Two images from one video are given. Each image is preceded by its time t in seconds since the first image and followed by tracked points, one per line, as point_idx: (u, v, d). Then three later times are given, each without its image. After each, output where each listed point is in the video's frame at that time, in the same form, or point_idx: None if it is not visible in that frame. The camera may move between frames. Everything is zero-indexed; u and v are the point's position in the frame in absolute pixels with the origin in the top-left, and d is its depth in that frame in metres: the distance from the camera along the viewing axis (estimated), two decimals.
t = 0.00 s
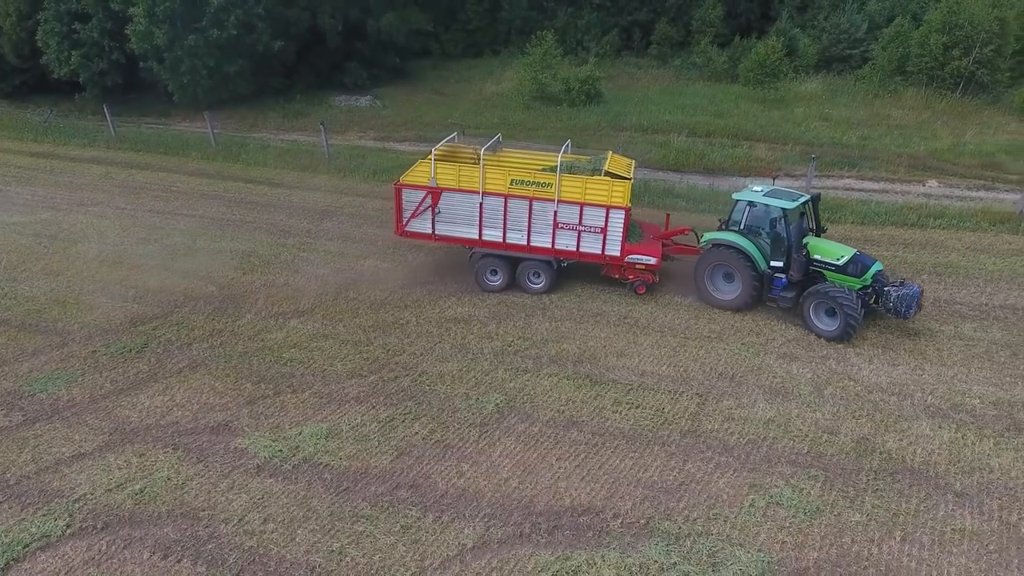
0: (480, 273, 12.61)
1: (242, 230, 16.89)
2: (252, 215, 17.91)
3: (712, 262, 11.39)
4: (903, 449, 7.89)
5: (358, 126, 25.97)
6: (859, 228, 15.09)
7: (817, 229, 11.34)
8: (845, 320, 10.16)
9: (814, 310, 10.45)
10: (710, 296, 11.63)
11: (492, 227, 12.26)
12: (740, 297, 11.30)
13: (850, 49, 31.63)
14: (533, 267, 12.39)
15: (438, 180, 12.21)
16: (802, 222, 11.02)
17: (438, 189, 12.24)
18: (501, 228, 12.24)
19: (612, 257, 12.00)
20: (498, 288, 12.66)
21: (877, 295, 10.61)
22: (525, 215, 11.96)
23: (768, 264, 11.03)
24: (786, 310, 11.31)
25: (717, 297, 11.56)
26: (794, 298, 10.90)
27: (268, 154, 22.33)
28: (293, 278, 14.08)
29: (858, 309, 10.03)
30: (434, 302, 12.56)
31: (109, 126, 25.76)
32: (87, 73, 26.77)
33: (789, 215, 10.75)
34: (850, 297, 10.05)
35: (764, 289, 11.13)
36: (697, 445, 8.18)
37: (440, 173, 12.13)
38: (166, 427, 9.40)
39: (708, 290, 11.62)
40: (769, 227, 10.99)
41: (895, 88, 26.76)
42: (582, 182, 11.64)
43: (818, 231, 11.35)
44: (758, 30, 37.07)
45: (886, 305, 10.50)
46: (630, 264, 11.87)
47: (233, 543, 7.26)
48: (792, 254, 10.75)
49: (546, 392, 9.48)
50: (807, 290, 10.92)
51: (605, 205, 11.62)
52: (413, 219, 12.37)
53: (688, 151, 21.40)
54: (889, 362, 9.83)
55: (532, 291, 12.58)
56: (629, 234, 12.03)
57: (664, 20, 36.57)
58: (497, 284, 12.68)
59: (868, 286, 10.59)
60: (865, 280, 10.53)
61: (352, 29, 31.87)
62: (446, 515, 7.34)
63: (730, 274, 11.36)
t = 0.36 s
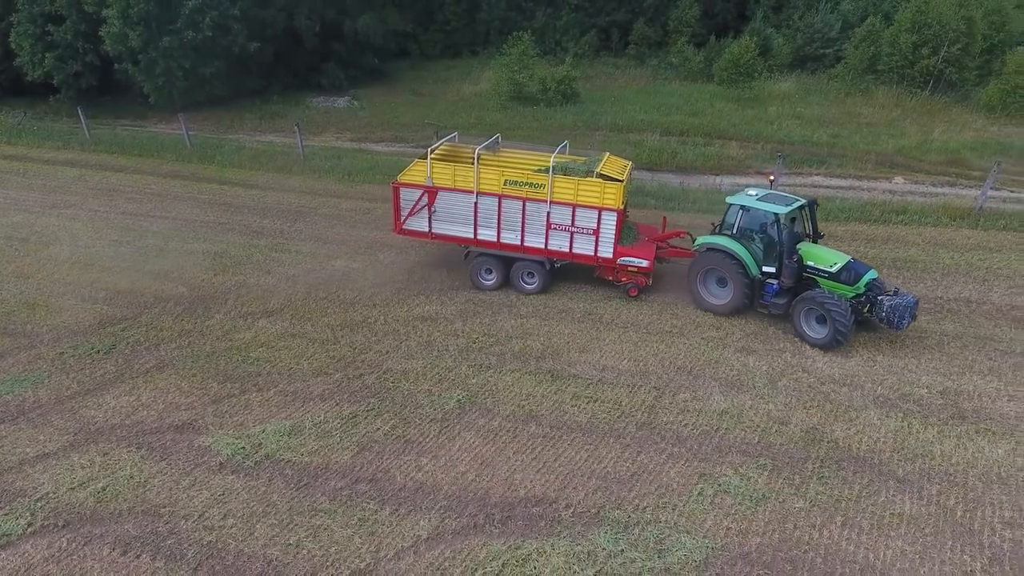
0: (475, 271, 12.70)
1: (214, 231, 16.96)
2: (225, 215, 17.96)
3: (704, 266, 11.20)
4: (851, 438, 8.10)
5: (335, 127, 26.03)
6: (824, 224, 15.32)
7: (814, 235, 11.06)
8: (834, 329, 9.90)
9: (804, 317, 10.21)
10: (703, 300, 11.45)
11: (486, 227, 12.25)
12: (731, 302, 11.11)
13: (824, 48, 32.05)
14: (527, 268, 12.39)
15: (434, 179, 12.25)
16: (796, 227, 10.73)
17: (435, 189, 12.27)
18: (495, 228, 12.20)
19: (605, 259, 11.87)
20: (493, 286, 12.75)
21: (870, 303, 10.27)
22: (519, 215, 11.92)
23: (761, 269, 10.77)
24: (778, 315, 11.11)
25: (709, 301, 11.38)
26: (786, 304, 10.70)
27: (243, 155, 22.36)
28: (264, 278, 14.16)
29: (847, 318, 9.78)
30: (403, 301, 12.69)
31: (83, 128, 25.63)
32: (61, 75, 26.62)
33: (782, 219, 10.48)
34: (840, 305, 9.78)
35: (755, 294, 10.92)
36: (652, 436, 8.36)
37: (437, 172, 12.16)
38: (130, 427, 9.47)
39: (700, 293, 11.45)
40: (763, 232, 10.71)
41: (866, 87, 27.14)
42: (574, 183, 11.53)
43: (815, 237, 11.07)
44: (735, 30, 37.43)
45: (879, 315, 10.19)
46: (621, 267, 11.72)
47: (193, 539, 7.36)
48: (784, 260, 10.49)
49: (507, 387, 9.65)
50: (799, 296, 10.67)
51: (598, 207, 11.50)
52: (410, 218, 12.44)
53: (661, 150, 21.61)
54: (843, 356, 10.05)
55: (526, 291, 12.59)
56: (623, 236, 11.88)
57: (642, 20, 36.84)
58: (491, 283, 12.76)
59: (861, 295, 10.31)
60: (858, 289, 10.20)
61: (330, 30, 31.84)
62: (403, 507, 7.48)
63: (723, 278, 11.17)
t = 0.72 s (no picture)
0: (465, 267, 12.75)
1: (182, 232, 16.98)
2: (194, 216, 18.00)
3: (690, 268, 11.00)
4: (794, 421, 8.38)
5: (307, 127, 26.07)
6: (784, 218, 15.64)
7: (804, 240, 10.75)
8: (815, 335, 9.60)
9: (785, 322, 9.96)
10: (688, 303, 11.25)
11: (476, 224, 12.26)
12: (715, 305, 10.86)
13: (793, 46, 32.57)
14: (515, 266, 12.39)
15: (425, 176, 12.26)
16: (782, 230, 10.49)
17: (425, 185, 12.28)
18: (484, 225, 12.21)
19: (591, 258, 11.82)
20: (481, 283, 12.78)
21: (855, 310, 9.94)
22: (506, 213, 11.91)
23: (745, 272, 10.53)
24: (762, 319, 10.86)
25: (693, 303, 11.18)
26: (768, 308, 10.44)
27: (214, 156, 22.36)
28: (231, 277, 14.24)
29: (828, 324, 9.46)
30: (367, 298, 12.83)
31: (53, 130, 25.46)
32: (30, 77, 26.40)
33: (767, 222, 10.22)
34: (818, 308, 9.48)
35: (739, 298, 10.66)
36: (603, 424, 8.59)
37: (427, 169, 12.17)
38: (92, 424, 9.54)
39: (686, 295, 11.26)
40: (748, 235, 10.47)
41: (833, 84, 27.60)
42: (560, 182, 11.48)
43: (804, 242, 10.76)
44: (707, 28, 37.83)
45: (862, 322, 9.88)
46: (607, 267, 11.62)
47: (150, 530, 7.48)
48: (767, 264, 10.24)
49: (465, 379, 9.84)
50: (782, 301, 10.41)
51: (584, 206, 11.45)
52: (401, 214, 12.49)
53: (630, 147, 21.88)
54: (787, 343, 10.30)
55: (514, 289, 12.58)
56: (610, 236, 11.81)
57: (615, 20, 37.13)
58: (480, 279, 12.80)
59: (844, 300, 9.99)
60: (840, 295, 9.93)
61: (303, 31, 31.77)
62: (357, 496, 7.65)
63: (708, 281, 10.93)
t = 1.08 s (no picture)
0: (451, 263, 12.85)
1: (147, 232, 17.02)
2: (159, 216, 18.04)
3: (668, 266, 10.87)
4: (734, 401, 8.75)
5: (276, 127, 26.13)
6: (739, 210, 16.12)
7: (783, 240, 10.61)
8: (792, 337, 9.36)
9: (760, 324, 9.73)
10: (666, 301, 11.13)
11: (461, 220, 12.37)
12: (692, 304, 10.72)
13: (756, 44, 33.21)
14: (499, 262, 12.47)
15: (412, 172, 12.42)
16: (760, 230, 10.35)
17: (412, 181, 12.44)
18: (469, 222, 12.31)
19: (573, 256, 11.84)
20: (467, 278, 12.84)
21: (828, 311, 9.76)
22: (489, 209, 12.00)
23: (722, 272, 10.40)
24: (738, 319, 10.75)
25: (671, 302, 11.06)
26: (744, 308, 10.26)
27: (180, 157, 22.36)
28: (195, 275, 14.34)
29: (804, 325, 9.24)
30: (329, 293, 13.01)
31: (16, 132, 25.23)
32: None
33: (744, 220, 10.08)
34: (795, 310, 9.26)
35: (715, 298, 10.52)
36: (552, 407, 8.88)
37: (414, 165, 12.33)
38: (51, 419, 9.65)
39: (664, 294, 11.13)
40: (726, 233, 10.32)
41: (794, 80, 28.20)
42: (541, 180, 11.52)
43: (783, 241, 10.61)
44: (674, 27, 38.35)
45: (836, 324, 9.70)
46: (588, 265, 11.64)
47: (107, 519, 7.62)
48: (744, 263, 10.08)
49: (421, 368, 10.10)
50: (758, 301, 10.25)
51: (564, 204, 11.48)
52: (389, 209, 12.70)
53: (594, 144, 22.22)
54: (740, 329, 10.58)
55: (498, 285, 12.69)
56: (592, 233, 11.83)
57: (584, 19, 37.50)
58: (466, 274, 12.87)
59: (819, 301, 9.80)
60: (815, 296, 9.73)
61: (271, 31, 31.70)
62: (312, 480, 7.87)
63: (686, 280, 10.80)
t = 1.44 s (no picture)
0: (438, 257, 12.98)
1: (115, 231, 17.06)
2: (129, 215, 18.09)
3: (651, 264, 10.81)
4: (684, 380, 9.12)
5: (247, 127, 26.19)
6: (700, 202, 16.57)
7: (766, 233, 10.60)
8: (775, 333, 9.28)
9: (742, 322, 9.65)
10: (649, 298, 11.09)
11: (448, 215, 12.50)
12: (675, 301, 10.70)
13: (724, 42, 33.78)
14: (484, 257, 12.56)
15: (401, 167, 12.59)
16: (743, 225, 10.29)
17: (402, 176, 12.62)
18: (456, 216, 12.43)
19: (556, 251, 11.86)
20: (454, 272, 12.99)
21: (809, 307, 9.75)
22: (475, 204, 12.10)
23: (705, 269, 10.34)
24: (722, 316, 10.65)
25: (654, 299, 11.03)
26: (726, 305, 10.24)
27: (150, 157, 22.37)
28: (164, 272, 14.47)
29: (788, 320, 9.14)
30: (297, 287, 13.22)
31: None
32: None
33: (726, 217, 10.00)
34: (780, 307, 9.18)
35: (698, 295, 10.45)
36: (511, 390, 9.19)
37: (403, 160, 12.50)
38: (18, 412, 9.77)
39: (648, 291, 11.10)
40: (709, 230, 10.26)
41: (759, 77, 28.78)
42: (524, 175, 11.56)
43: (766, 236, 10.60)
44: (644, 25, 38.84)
45: (818, 321, 9.63)
46: (570, 260, 11.62)
47: (74, 504, 7.79)
48: (725, 260, 10.01)
49: (385, 356, 10.37)
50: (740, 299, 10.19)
51: (547, 199, 11.50)
52: (380, 204, 12.90)
53: (563, 141, 22.56)
54: (699, 316, 10.87)
55: (484, 279, 12.78)
56: (576, 229, 11.82)
57: (555, 18, 37.85)
58: (453, 268, 13.01)
59: (801, 298, 9.75)
60: (796, 293, 9.71)
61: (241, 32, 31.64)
62: (276, 463, 8.12)
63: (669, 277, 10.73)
